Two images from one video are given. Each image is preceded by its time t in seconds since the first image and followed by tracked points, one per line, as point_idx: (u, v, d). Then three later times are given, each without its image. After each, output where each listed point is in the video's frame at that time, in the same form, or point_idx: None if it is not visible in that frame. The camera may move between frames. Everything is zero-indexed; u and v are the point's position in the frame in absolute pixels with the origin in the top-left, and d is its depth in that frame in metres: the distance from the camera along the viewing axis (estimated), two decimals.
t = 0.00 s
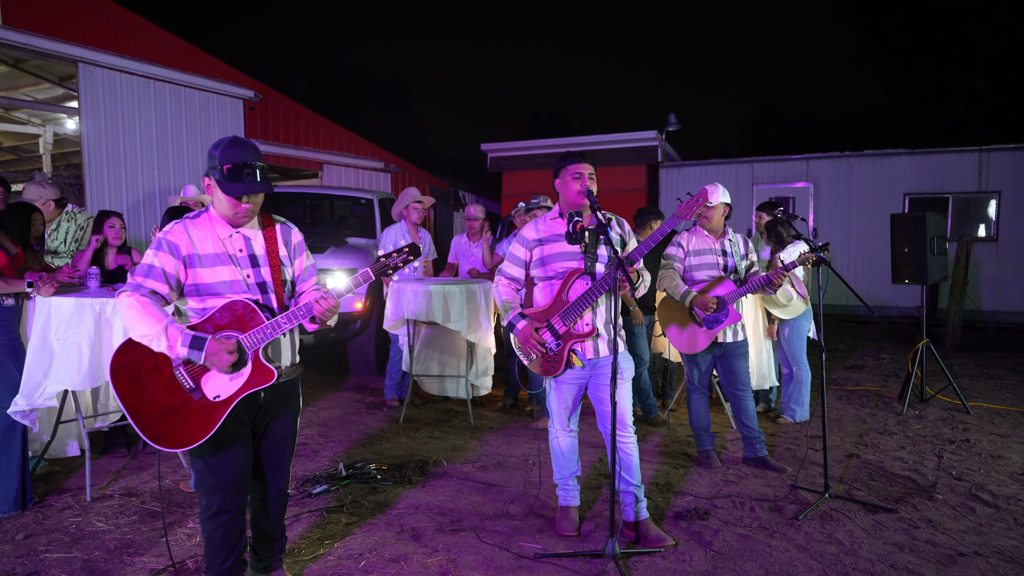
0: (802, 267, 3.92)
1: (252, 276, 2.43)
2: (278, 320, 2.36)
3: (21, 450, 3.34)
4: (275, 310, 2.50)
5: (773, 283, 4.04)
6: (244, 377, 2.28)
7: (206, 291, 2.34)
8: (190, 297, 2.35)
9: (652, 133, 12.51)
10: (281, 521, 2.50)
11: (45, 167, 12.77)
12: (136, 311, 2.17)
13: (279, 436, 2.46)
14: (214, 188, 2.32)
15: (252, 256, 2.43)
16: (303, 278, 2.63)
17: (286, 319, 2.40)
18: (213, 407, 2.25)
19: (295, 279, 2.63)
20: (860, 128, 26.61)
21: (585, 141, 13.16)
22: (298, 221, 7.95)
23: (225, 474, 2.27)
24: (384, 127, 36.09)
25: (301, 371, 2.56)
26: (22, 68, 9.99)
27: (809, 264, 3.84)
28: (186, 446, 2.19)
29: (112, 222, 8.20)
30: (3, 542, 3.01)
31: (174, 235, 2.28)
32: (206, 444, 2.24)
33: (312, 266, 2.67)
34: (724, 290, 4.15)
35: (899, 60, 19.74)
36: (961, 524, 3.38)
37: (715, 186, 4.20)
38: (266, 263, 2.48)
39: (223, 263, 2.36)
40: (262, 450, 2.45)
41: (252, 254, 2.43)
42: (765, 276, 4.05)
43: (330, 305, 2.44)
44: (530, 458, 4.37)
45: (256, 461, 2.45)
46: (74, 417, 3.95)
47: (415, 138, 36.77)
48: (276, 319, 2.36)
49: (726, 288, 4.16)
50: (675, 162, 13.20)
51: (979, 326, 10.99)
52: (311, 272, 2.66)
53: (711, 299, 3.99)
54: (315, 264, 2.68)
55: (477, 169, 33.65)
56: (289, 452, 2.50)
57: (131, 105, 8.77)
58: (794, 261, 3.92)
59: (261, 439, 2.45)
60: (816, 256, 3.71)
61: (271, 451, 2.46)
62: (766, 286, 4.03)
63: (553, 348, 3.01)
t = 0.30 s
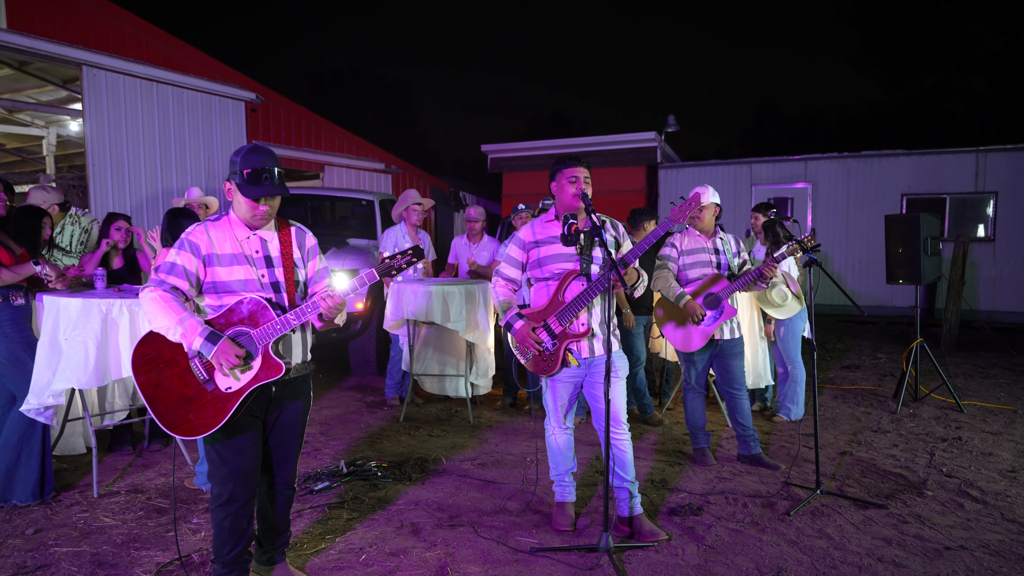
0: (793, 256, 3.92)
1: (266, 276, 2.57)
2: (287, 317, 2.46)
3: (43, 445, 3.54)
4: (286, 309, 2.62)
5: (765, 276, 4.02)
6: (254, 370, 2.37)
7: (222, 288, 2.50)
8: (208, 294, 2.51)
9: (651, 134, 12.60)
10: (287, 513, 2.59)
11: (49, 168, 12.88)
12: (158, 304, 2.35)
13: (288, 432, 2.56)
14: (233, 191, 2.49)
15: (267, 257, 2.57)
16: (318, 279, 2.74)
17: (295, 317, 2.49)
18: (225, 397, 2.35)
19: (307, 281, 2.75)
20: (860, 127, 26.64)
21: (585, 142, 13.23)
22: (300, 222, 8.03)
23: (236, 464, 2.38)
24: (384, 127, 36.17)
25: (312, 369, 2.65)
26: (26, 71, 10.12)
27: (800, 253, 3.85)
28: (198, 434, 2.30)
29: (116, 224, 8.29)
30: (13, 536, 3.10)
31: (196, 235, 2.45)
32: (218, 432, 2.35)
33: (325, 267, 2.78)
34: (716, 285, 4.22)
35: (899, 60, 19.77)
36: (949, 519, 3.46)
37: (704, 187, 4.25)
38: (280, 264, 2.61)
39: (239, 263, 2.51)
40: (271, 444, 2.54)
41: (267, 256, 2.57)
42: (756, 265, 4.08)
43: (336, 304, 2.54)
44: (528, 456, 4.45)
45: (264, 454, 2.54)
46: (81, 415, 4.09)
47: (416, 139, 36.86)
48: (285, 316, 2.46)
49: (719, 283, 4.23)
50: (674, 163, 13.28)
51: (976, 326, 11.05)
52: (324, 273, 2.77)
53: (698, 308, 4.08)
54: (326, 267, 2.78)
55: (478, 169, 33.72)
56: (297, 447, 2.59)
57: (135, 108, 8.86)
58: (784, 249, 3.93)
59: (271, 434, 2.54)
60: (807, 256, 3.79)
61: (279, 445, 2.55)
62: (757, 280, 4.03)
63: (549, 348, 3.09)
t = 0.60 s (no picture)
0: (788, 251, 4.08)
1: (276, 276, 2.63)
2: (293, 313, 2.50)
3: (78, 432, 3.74)
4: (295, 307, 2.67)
5: (764, 269, 4.12)
6: (261, 364, 2.42)
7: (234, 287, 2.56)
8: (220, 292, 2.57)
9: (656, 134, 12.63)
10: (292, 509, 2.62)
11: (59, 170, 13.06)
12: (172, 300, 2.42)
13: (296, 427, 2.60)
14: (248, 194, 2.55)
15: (278, 258, 2.63)
16: (326, 280, 2.77)
17: (301, 313, 2.53)
18: (234, 389, 2.41)
19: (317, 283, 2.79)
20: (868, 127, 26.54)
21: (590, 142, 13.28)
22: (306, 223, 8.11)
23: (245, 457, 2.43)
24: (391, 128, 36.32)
25: (320, 367, 2.70)
26: (36, 73, 10.28)
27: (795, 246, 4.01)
28: (207, 425, 2.36)
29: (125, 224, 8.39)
30: (24, 531, 3.17)
31: (211, 235, 2.51)
32: (228, 423, 2.41)
33: (334, 270, 2.83)
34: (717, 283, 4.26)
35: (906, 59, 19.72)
36: (948, 518, 3.47)
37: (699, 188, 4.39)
38: (290, 265, 2.67)
39: (251, 263, 2.57)
40: (279, 439, 2.59)
41: (278, 257, 2.63)
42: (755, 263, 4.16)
43: (342, 301, 2.57)
44: (531, 454, 4.49)
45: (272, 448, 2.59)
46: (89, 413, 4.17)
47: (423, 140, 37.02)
48: (292, 312, 2.50)
49: (720, 280, 4.27)
50: (680, 163, 13.31)
51: (983, 326, 11.00)
52: (333, 276, 2.80)
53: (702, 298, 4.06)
54: (337, 270, 2.82)
55: (484, 169, 33.81)
56: (304, 442, 2.63)
57: (144, 110, 8.96)
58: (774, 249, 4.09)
59: (279, 429, 2.59)
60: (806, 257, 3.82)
61: (287, 440, 2.59)
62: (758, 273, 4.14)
63: (549, 346, 3.12)
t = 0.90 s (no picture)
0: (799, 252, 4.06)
1: (290, 274, 2.64)
2: (302, 308, 2.52)
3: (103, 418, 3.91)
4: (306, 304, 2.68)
5: (775, 269, 4.14)
6: (269, 358, 2.44)
7: (248, 284, 2.58)
8: (235, 289, 2.59)
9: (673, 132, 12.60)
10: (301, 504, 2.67)
11: (86, 171, 13.41)
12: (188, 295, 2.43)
13: (305, 422, 2.63)
14: (264, 195, 2.57)
15: (292, 256, 2.65)
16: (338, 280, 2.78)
17: (310, 308, 2.54)
18: (244, 381, 2.43)
19: (329, 282, 2.79)
20: (893, 125, 26.14)
21: (608, 141, 13.33)
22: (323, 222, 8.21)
23: (255, 450, 2.47)
24: (411, 128, 36.57)
25: (331, 362, 2.72)
26: (63, 75, 10.58)
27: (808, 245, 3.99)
28: (219, 416, 2.40)
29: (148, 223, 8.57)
30: (43, 523, 3.26)
31: (229, 233, 2.54)
32: (238, 415, 2.45)
33: (346, 270, 2.83)
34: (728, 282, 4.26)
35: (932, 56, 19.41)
36: (963, 522, 3.43)
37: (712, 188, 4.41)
38: (304, 263, 2.68)
39: (266, 261, 2.60)
40: (289, 433, 2.62)
41: (292, 255, 2.66)
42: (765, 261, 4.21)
43: (357, 291, 2.60)
44: (542, 453, 4.51)
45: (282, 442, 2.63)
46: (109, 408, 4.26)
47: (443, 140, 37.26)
48: (301, 307, 2.52)
49: (732, 280, 4.27)
50: (698, 162, 13.24)
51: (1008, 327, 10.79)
52: (345, 276, 2.82)
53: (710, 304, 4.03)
54: (348, 270, 2.83)
55: (504, 169, 33.88)
56: (314, 437, 2.67)
57: (166, 112, 9.12)
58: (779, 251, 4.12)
59: (289, 423, 2.62)
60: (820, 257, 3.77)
61: (296, 434, 2.63)
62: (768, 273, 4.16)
63: (557, 345, 3.15)
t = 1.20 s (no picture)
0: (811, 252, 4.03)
1: (293, 273, 2.59)
2: (303, 308, 2.49)
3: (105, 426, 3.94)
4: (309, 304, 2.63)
5: (786, 269, 4.08)
6: (270, 356, 2.43)
7: (252, 283, 2.54)
8: (239, 287, 2.55)
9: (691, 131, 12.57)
10: (301, 503, 2.66)
11: (110, 171, 13.70)
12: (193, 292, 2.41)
13: (306, 421, 2.62)
14: (270, 195, 2.54)
15: (296, 256, 2.60)
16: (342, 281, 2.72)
17: (311, 308, 2.52)
18: (244, 380, 2.43)
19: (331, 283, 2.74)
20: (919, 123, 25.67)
21: (624, 140, 13.44)
22: (338, 222, 8.26)
23: (256, 449, 2.47)
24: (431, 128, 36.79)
25: (333, 362, 2.69)
26: (87, 77, 10.80)
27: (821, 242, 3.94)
28: (218, 414, 2.40)
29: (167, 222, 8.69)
30: (54, 518, 3.31)
31: (234, 231, 2.51)
32: (238, 412, 2.44)
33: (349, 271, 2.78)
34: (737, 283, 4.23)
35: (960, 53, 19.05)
36: (978, 529, 3.34)
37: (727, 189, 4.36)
38: (308, 263, 2.63)
39: (270, 260, 2.56)
40: (291, 432, 2.62)
41: (297, 256, 2.60)
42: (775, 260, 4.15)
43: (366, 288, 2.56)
44: (550, 454, 4.49)
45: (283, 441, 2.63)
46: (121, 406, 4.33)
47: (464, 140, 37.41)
48: (302, 307, 2.49)
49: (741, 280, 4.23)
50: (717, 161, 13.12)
51: None
52: (349, 277, 2.76)
53: (722, 298, 4.05)
54: (351, 271, 2.78)
55: (523, 169, 33.89)
56: (316, 436, 2.66)
57: (186, 112, 9.25)
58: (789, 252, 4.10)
59: (291, 422, 2.62)
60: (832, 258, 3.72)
61: (297, 433, 2.62)
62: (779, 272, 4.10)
63: (558, 346, 3.14)
